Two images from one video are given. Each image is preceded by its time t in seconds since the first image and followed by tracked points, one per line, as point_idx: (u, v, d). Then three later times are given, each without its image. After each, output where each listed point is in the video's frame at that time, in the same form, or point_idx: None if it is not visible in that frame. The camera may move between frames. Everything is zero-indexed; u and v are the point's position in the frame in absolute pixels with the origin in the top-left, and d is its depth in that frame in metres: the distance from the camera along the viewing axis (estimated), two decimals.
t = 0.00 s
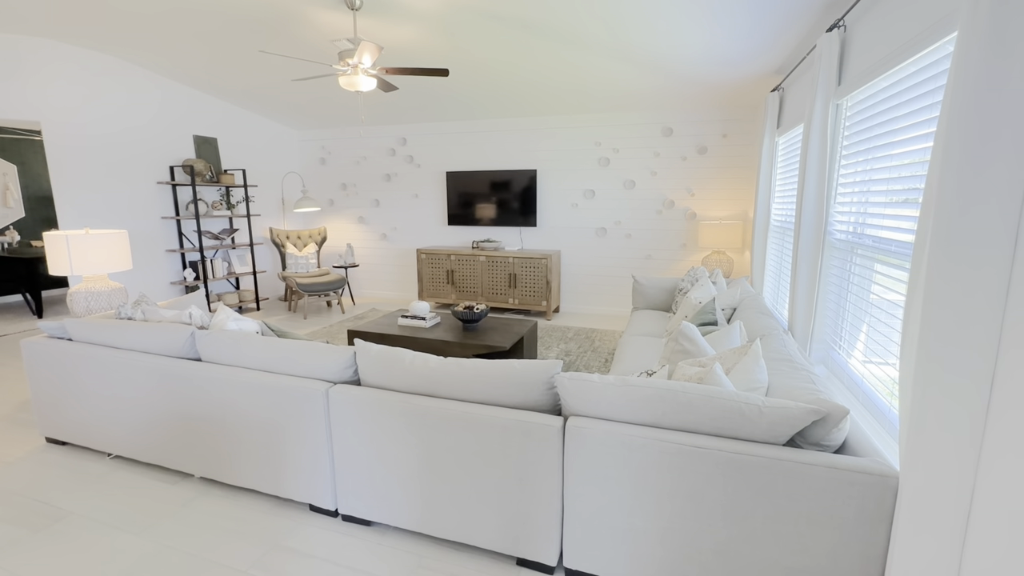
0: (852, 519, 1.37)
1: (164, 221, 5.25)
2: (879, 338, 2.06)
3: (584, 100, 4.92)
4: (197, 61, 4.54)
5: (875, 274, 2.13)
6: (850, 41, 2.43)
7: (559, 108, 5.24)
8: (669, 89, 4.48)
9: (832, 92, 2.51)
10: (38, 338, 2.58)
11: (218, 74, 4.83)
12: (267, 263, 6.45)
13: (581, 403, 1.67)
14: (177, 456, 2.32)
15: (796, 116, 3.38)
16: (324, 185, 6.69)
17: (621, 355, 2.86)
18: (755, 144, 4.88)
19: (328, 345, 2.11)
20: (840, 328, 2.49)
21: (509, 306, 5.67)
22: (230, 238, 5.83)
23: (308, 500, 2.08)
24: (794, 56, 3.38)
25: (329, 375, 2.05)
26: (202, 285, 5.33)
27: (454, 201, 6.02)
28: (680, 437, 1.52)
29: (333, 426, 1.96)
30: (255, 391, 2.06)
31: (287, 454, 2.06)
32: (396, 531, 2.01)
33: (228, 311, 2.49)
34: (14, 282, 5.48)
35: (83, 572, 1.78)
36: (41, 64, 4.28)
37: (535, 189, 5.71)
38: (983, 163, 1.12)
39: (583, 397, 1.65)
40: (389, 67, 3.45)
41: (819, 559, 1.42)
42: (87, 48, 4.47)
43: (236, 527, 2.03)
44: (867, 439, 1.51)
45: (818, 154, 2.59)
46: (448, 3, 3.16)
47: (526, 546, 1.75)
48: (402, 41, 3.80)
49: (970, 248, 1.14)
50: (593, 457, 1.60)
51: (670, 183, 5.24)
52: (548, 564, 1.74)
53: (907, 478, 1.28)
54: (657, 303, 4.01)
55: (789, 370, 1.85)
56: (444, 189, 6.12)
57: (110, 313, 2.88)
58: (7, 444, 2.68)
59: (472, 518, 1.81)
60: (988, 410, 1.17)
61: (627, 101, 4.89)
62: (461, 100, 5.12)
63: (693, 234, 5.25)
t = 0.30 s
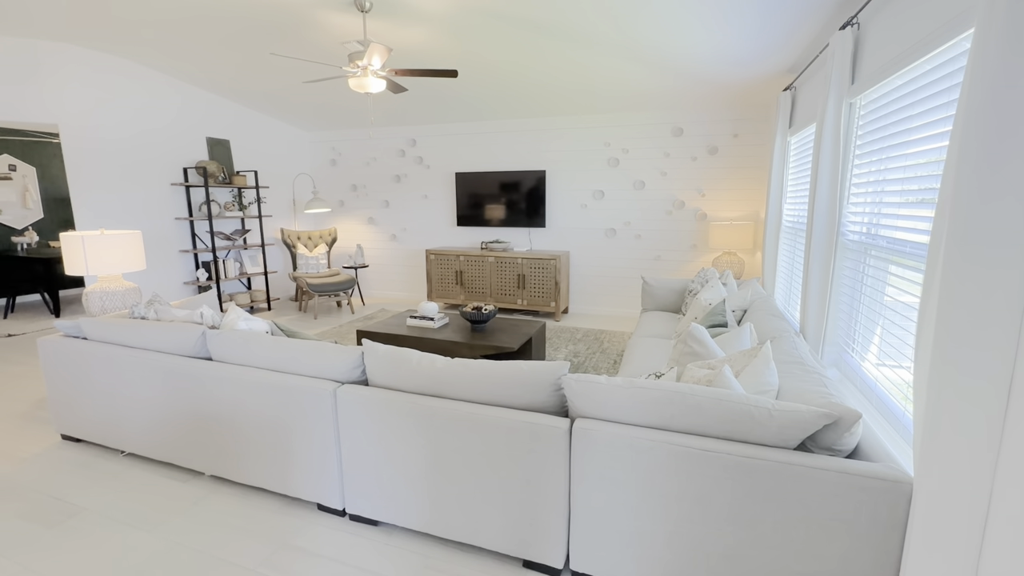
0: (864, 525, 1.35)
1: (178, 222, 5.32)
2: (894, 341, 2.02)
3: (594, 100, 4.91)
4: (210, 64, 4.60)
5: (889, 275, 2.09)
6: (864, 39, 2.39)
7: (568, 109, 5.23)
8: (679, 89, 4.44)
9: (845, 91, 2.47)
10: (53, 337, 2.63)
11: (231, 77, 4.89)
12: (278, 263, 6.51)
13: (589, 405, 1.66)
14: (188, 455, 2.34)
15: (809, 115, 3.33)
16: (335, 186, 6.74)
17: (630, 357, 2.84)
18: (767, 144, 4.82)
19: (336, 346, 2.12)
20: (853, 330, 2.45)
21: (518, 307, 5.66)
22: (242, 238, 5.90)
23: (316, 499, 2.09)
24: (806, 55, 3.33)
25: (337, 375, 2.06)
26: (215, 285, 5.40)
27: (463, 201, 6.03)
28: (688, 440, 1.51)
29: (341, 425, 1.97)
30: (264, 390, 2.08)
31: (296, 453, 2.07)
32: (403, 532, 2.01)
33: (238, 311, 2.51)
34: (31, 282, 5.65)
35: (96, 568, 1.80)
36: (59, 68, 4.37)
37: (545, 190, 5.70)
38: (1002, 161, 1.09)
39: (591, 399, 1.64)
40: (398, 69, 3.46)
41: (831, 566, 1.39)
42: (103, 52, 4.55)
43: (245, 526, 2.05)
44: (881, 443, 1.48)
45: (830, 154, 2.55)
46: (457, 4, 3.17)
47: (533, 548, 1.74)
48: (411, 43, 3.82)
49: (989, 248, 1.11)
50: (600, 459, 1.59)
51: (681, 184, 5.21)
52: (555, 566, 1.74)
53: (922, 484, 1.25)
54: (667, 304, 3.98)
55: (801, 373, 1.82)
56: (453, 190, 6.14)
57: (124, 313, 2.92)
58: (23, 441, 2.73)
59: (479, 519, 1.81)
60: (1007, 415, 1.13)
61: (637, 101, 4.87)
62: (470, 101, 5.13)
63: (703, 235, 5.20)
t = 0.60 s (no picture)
0: (882, 533, 1.31)
1: (197, 223, 5.43)
2: (915, 345, 1.96)
3: (608, 101, 4.88)
4: (230, 67, 4.68)
5: (911, 278, 2.03)
6: (885, 36, 2.33)
7: (581, 109, 5.21)
8: (694, 89, 4.39)
9: (865, 88, 2.41)
10: (77, 335, 2.70)
11: (249, 80, 4.96)
12: (295, 263, 6.61)
13: (598, 407, 1.64)
14: (204, 452, 2.38)
15: (828, 114, 3.26)
16: (350, 188, 6.81)
17: (643, 359, 2.81)
18: (785, 144, 4.74)
19: (348, 345, 2.14)
20: (873, 333, 2.39)
21: (531, 308, 5.65)
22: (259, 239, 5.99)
23: (328, 498, 2.11)
24: (825, 53, 3.26)
25: (349, 374, 2.07)
26: (233, 285, 5.50)
27: (477, 202, 6.05)
28: (700, 444, 1.48)
29: (352, 425, 1.98)
30: (278, 389, 2.10)
31: (308, 452, 2.09)
32: (413, 532, 2.01)
33: (254, 310, 2.55)
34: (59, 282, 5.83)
35: (113, 561, 1.84)
36: (84, 74, 4.50)
37: (559, 191, 5.68)
38: None
39: (601, 402, 1.63)
40: (412, 71, 3.48)
41: None
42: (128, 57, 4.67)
43: (258, 523, 2.07)
44: (901, 451, 1.43)
45: (850, 153, 2.49)
46: (471, 6, 3.18)
47: (542, 550, 1.73)
48: (427, 45, 3.84)
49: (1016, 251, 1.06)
50: (610, 462, 1.57)
51: (696, 184, 5.14)
52: (564, 569, 1.72)
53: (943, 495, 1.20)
54: (681, 306, 3.93)
55: (818, 377, 1.78)
56: (467, 191, 6.16)
57: (144, 311, 2.98)
58: (48, 436, 2.81)
59: (488, 520, 1.80)
60: None
61: (652, 101, 4.82)
62: (483, 102, 5.14)
63: (719, 236, 5.13)
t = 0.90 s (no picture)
0: (911, 548, 1.25)
1: (221, 223, 5.54)
2: (949, 350, 1.88)
3: (626, 100, 4.83)
4: (252, 70, 4.76)
5: (945, 281, 1.94)
6: (917, 28, 2.24)
7: (599, 109, 5.16)
8: (715, 87, 4.31)
9: (894, 83, 2.32)
10: (102, 331, 2.77)
11: (271, 82, 5.05)
12: (314, 263, 6.70)
13: (613, 410, 1.60)
14: (222, 448, 2.42)
15: (855, 110, 3.15)
16: (369, 189, 6.88)
17: (661, 362, 2.75)
18: (809, 143, 4.62)
19: (363, 344, 2.14)
20: (903, 338, 2.29)
21: (548, 309, 5.61)
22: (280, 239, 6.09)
23: (342, 496, 2.12)
24: (853, 48, 3.16)
25: (363, 373, 2.08)
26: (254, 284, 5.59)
27: (494, 203, 6.05)
28: (718, 450, 1.43)
29: (365, 423, 1.99)
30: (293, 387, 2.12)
31: (322, 450, 2.10)
32: (425, 532, 2.00)
33: (272, 309, 2.58)
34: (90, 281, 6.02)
35: (132, 553, 1.88)
36: (114, 79, 4.63)
37: (576, 192, 5.64)
38: None
39: (616, 405, 1.59)
40: (429, 71, 3.50)
41: None
42: (155, 62, 4.79)
43: (272, 519, 2.09)
44: (933, 462, 1.36)
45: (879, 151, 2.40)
46: (488, 6, 3.17)
47: (554, 555, 1.70)
48: (445, 46, 3.85)
49: None
50: (625, 467, 1.54)
51: (717, 184, 5.05)
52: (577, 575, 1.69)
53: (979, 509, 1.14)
54: (700, 308, 3.85)
55: (843, 382, 1.71)
56: (484, 191, 6.16)
57: (167, 309, 3.05)
58: (74, 429, 2.89)
59: (500, 523, 1.78)
60: None
61: (671, 100, 4.75)
62: (501, 102, 5.13)
63: (740, 237, 5.03)
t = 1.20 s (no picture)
0: None
1: (244, 224, 5.62)
2: (998, 363, 1.74)
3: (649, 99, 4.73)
4: (275, 73, 4.82)
5: (994, 288, 1.80)
6: (963, 17, 2.09)
7: (622, 108, 5.06)
8: (743, 84, 4.17)
9: (938, 77, 2.18)
10: (125, 330, 2.81)
11: (293, 85, 5.10)
12: (335, 264, 6.76)
13: (633, 421, 1.53)
14: (237, 448, 2.42)
15: (894, 106, 2.98)
16: (389, 190, 6.91)
17: (684, 369, 2.65)
18: (842, 142, 4.43)
19: (377, 347, 2.11)
20: (946, 347, 2.15)
21: (567, 312, 5.53)
22: (301, 240, 6.16)
23: (354, 501, 2.09)
24: (892, 41, 3.00)
25: (376, 377, 2.04)
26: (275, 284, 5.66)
27: (513, 204, 6.00)
28: (745, 466, 1.35)
29: (378, 428, 1.95)
30: (307, 389, 2.10)
31: (335, 454, 2.08)
32: (436, 541, 1.96)
33: (288, 310, 2.57)
34: (120, 280, 6.18)
35: (144, 553, 1.88)
36: (144, 83, 4.72)
37: (597, 193, 5.55)
38: None
39: (636, 416, 1.52)
40: (449, 71, 3.46)
41: None
42: (184, 66, 4.89)
43: (284, 522, 2.07)
44: (984, 486, 1.25)
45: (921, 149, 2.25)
46: (508, 5, 3.13)
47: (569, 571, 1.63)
48: (465, 46, 3.83)
49: None
50: (645, 481, 1.46)
51: (743, 185, 4.90)
52: None
53: None
54: (724, 313, 3.73)
55: (882, 396, 1.60)
56: (504, 193, 6.12)
57: (188, 308, 3.08)
58: (98, 426, 2.94)
59: (513, 535, 1.72)
60: None
61: (695, 99, 4.63)
62: (521, 102, 5.07)
63: (768, 240, 4.86)
